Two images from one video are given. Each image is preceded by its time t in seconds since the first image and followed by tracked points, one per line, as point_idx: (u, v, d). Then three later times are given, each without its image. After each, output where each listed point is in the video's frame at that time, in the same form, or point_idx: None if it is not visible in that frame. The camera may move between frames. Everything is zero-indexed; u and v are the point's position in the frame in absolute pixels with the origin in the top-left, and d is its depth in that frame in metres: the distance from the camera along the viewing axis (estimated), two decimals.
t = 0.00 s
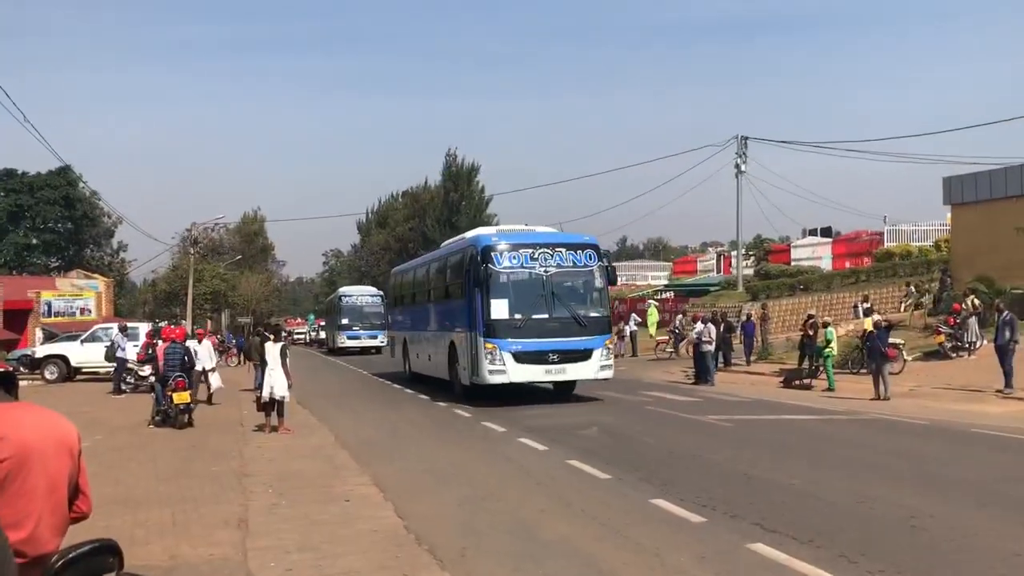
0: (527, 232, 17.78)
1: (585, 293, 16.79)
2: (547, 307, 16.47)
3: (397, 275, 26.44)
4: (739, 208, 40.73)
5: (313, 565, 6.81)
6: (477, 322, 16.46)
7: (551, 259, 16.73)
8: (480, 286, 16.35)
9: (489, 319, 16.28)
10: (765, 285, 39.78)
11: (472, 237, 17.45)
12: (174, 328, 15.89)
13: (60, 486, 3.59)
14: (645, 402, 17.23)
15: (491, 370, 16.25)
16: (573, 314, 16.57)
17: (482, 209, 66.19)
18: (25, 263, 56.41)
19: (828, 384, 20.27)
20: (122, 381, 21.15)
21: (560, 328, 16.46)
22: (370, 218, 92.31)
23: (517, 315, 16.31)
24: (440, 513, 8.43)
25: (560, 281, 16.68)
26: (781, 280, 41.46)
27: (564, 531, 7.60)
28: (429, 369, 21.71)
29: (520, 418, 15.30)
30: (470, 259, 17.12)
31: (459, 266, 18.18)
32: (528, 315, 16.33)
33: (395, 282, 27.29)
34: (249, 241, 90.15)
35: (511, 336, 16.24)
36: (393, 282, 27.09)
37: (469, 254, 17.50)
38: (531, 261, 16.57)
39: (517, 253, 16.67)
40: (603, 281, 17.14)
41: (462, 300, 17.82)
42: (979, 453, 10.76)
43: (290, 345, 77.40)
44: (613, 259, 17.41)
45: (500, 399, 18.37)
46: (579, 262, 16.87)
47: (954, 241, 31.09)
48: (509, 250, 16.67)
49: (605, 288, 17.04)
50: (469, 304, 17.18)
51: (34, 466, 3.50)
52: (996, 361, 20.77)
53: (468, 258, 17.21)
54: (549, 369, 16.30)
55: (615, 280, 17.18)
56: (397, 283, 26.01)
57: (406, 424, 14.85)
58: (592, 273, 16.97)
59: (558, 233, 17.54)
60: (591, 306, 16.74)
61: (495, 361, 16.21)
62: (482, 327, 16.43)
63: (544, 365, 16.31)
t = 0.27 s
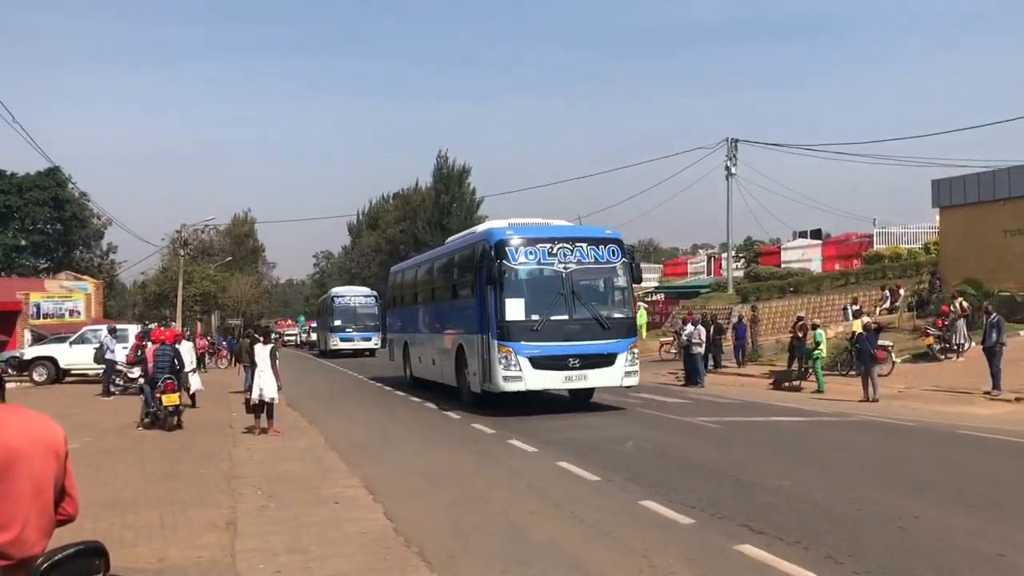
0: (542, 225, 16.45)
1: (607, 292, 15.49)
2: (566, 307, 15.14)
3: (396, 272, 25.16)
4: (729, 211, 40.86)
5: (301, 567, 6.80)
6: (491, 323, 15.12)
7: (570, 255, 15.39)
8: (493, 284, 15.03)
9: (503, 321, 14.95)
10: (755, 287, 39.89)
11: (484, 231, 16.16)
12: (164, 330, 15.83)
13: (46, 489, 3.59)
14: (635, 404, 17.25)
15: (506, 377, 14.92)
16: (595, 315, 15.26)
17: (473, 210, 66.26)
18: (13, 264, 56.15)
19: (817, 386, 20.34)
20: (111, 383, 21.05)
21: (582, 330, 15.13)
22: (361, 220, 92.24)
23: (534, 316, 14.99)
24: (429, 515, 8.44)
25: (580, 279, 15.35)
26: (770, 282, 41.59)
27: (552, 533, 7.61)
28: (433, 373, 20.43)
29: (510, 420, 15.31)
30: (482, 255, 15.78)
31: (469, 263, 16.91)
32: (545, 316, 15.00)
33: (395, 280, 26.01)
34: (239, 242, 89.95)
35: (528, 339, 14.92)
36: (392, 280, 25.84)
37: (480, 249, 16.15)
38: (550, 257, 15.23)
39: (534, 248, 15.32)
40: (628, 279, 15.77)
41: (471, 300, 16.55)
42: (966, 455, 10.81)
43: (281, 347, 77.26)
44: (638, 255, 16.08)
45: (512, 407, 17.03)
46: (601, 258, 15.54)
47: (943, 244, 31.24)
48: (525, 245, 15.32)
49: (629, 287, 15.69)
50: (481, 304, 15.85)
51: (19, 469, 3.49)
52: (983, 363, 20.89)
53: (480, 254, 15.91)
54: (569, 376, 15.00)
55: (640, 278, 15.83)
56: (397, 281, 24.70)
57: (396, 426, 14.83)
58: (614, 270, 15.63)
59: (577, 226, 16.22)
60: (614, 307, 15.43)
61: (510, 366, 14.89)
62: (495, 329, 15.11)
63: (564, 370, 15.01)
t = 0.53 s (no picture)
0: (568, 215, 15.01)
1: (641, 289, 14.02)
2: (598, 305, 13.65)
3: (401, 269, 23.74)
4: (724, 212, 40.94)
5: (293, 567, 6.81)
6: (514, 323, 13.66)
7: (602, 248, 13.91)
8: (516, 279, 13.56)
9: (526, 320, 13.48)
10: (749, 288, 39.97)
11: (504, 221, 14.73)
12: (158, 329, 15.78)
13: (37, 487, 3.58)
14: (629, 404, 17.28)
15: (530, 383, 13.42)
16: (629, 314, 13.79)
17: (468, 211, 66.43)
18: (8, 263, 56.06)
19: (811, 387, 20.38)
20: (105, 381, 21.00)
21: (614, 331, 13.66)
22: (357, 220, 92.24)
23: (562, 315, 13.50)
24: (421, 515, 8.44)
25: (613, 275, 13.87)
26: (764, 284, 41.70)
27: (545, 532, 7.62)
28: (443, 378, 18.96)
29: (503, 420, 15.33)
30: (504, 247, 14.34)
31: (487, 256, 15.48)
32: (574, 315, 13.52)
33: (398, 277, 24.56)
34: (234, 241, 89.89)
35: (555, 341, 13.42)
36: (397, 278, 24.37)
37: (501, 240, 14.70)
38: (579, 249, 13.77)
39: (561, 240, 13.86)
40: (663, 275, 14.31)
41: (490, 298, 15.11)
42: (958, 456, 10.85)
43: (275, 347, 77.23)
44: (674, 248, 14.64)
45: (532, 417, 15.53)
46: (635, 251, 14.09)
47: (937, 246, 31.35)
48: (552, 236, 13.86)
49: (665, 283, 14.25)
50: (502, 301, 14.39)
51: (10, 466, 3.49)
52: (976, 365, 20.96)
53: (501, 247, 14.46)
54: (600, 382, 13.51)
55: (677, 273, 14.38)
56: (403, 279, 23.22)
57: (390, 425, 14.82)
58: (650, 264, 14.17)
59: (606, 217, 14.75)
60: (649, 306, 13.97)
61: (534, 371, 13.38)
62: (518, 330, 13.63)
63: (595, 376, 13.52)
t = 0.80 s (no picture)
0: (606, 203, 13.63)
1: (690, 285, 12.61)
2: (642, 303, 12.26)
3: (412, 263, 22.29)
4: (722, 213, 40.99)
5: (290, 565, 6.84)
6: (548, 321, 12.28)
7: (646, 239, 12.54)
8: (551, 273, 12.17)
9: (563, 319, 12.10)
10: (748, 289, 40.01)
11: (536, 208, 13.34)
12: (157, 326, 15.80)
13: (35, 483, 3.61)
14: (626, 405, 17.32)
15: (568, 391, 12.04)
16: (677, 313, 12.39)
17: (467, 211, 66.75)
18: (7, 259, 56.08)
19: (808, 388, 20.40)
20: (103, 378, 21.00)
21: (661, 332, 12.27)
22: (356, 219, 92.32)
23: (603, 314, 12.12)
24: (419, 514, 8.49)
25: (659, 269, 12.48)
26: (763, 285, 41.76)
27: (542, 533, 7.65)
28: (461, 382, 17.55)
29: (501, 420, 15.37)
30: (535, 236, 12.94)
31: (515, 249, 14.11)
32: (616, 314, 12.14)
33: (408, 272, 23.13)
34: (234, 239, 89.94)
35: (594, 343, 12.05)
36: (407, 273, 22.92)
37: (532, 229, 13.28)
38: (621, 240, 12.40)
39: (602, 230, 12.48)
40: (715, 270, 12.88)
41: (518, 294, 13.73)
42: (953, 458, 10.90)
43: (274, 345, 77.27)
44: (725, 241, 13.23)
45: (564, 426, 14.15)
46: (684, 243, 12.69)
47: (935, 248, 31.38)
48: (591, 225, 12.48)
49: (716, 279, 12.82)
50: (535, 298, 12.99)
51: (9, 462, 3.52)
52: (973, 368, 21.00)
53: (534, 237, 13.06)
54: (644, 390, 12.15)
55: (729, 268, 12.97)
56: (414, 274, 21.76)
57: (388, 424, 14.84)
58: (700, 258, 12.74)
59: (649, 204, 13.36)
60: (699, 305, 12.56)
61: (572, 377, 12.02)
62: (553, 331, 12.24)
63: (638, 383, 12.15)
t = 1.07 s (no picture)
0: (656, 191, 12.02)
1: (756, 284, 10.94)
2: (701, 304, 10.64)
3: (423, 259, 20.65)
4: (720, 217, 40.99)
5: (284, 567, 6.79)
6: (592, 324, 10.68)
7: (705, 230, 10.90)
8: (598, 268, 10.57)
9: (610, 321, 10.48)
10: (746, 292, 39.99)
11: (577, 194, 11.72)
12: (152, 326, 15.76)
13: (25, 482, 3.57)
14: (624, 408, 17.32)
15: (615, 405, 10.40)
16: (740, 316, 10.75)
17: (465, 212, 66.76)
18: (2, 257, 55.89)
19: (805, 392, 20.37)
20: (98, 378, 20.92)
21: (723, 337, 10.64)
22: (353, 219, 92.22)
23: (656, 317, 10.51)
24: (413, 516, 8.44)
25: (721, 265, 10.80)
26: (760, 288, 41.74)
27: (537, 536, 7.61)
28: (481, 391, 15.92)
29: (497, 422, 15.32)
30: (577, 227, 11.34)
31: (550, 241, 12.49)
32: (671, 316, 10.52)
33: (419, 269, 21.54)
34: (230, 239, 89.77)
35: (647, 349, 10.43)
36: (417, 270, 21.31)
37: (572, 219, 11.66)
38: (676, 230, 10.78)
39: (654, 218, 10.85)
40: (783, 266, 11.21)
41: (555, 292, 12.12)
42: (950, 463, 10.87)
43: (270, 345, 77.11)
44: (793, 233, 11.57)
45: (603, 442, 12.52)
46: (748, 234, 11.02)
47: (933, 253, 31.39)
48: (642, 213, 10.85)
49: (784, 276, 11.15)
50: (577, 297, 11.36)
51: None
52: (971, 373, 20.98)
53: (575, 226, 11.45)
54: (704, 405, 10.48)
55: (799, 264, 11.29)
56: (427, 271, 20.12)
57: (384, 426, 14.79)
58: (766, 252, 11.06)
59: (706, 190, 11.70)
60: (765, 306, 10.91)
61: (620, 389, 10.39)
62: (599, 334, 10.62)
63: (697, 397, 10.49)
